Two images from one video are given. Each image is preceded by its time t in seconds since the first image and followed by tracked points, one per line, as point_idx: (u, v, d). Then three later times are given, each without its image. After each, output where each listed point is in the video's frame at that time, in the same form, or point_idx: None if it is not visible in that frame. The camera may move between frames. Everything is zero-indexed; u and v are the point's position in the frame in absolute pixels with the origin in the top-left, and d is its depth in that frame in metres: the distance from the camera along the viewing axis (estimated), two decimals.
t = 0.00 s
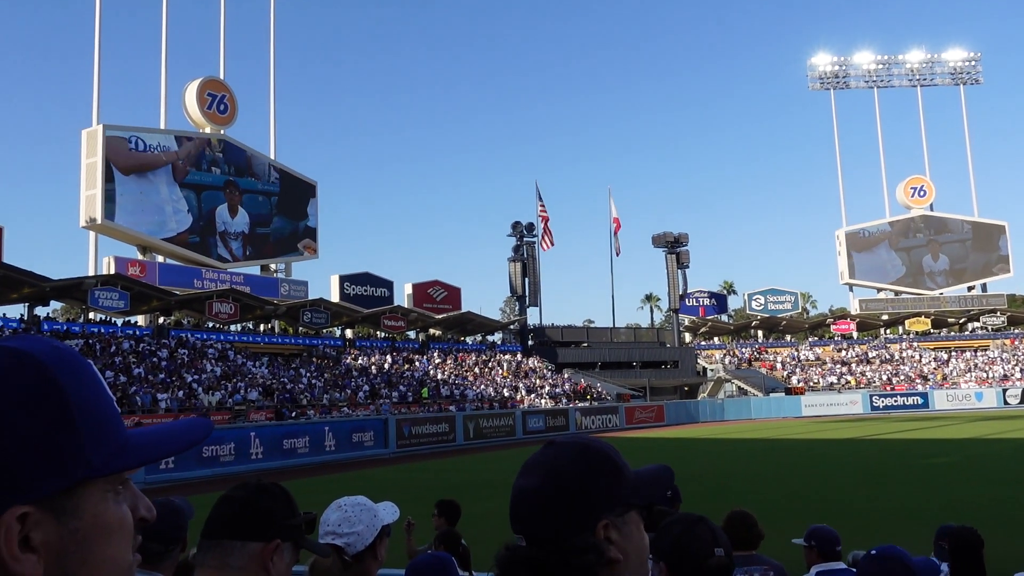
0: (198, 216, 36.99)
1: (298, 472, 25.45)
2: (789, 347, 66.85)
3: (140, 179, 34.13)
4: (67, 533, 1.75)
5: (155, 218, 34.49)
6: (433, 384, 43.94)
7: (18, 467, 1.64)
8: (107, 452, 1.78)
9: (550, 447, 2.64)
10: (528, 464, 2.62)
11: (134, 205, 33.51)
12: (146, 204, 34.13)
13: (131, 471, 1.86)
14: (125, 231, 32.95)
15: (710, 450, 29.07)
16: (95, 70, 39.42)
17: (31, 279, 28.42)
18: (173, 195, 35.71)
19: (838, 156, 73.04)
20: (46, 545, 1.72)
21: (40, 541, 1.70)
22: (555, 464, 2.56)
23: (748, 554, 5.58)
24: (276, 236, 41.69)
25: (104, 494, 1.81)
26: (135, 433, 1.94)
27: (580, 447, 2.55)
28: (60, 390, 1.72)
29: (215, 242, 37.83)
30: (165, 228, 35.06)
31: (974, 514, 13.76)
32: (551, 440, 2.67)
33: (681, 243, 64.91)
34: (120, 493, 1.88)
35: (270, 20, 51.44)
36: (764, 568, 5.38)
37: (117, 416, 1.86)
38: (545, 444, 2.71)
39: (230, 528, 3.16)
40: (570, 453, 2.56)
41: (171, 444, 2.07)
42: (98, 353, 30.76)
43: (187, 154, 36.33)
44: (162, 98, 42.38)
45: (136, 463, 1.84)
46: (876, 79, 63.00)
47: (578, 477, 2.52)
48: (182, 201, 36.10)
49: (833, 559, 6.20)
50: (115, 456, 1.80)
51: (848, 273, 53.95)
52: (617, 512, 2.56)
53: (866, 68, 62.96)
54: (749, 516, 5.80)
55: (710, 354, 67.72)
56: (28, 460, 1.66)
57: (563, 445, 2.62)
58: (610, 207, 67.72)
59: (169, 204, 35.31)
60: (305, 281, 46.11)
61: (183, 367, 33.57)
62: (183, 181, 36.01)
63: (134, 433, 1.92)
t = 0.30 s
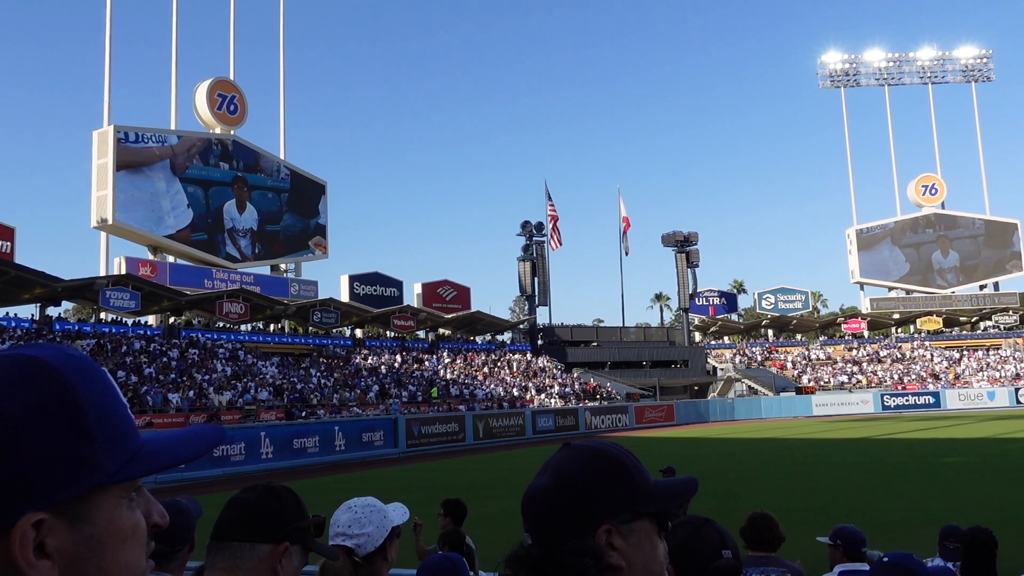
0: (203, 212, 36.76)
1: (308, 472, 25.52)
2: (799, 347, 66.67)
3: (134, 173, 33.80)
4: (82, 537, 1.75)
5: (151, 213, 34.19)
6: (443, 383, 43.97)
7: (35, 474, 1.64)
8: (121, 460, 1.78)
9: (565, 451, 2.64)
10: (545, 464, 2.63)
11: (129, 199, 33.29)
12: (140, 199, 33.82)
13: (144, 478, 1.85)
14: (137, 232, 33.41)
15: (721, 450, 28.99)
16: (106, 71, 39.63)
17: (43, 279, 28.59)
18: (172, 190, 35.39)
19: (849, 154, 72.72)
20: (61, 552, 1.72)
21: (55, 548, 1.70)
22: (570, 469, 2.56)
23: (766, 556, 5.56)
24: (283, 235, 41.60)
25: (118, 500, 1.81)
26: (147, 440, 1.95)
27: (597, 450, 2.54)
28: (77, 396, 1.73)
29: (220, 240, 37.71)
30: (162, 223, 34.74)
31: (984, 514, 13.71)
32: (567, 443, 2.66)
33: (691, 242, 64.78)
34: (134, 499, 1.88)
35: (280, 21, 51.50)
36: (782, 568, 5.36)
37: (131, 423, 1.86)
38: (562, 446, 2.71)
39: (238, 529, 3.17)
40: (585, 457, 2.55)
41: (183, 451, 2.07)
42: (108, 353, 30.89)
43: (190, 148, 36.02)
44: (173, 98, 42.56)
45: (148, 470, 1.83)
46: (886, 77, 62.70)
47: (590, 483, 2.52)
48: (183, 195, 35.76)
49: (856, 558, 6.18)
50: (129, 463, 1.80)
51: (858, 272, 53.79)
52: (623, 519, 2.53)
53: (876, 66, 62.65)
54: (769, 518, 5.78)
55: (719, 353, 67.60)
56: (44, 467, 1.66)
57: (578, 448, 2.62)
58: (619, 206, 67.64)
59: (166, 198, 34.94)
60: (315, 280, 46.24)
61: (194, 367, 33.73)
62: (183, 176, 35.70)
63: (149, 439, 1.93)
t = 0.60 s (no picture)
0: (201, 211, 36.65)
1: (315, 473, 25.54)
2: (806, 348, 66.47)
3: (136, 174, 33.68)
4: (97, 541, 1.76)
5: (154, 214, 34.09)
6: (449, 385, 43.95)
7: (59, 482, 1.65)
8: (134, 466, 1.79)
9: (570, 453, 2.63)
10: (551, 467, 2.63)
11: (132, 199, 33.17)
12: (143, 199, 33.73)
13: (154, 484, 1.87)
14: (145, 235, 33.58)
15: (730, 452, 28.94)
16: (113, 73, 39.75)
17: (51, 281, 28.69)
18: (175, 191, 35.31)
19: (856, 155, 72.48)
20: (77, 555, 1.72)
21: (71, 552, 1.72)
22: (576, 472, 2.55)
23: (775, 559, 5.55)
24: (284, 237, 41.40)
25: (130, 502, 1.82)
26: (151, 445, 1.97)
27: (603, 453, 2.53)
28: (93, 404, 1.73)
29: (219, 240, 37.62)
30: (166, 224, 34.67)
31: (994, 517, 13.64)
32: (572, 445, 2.66)
33: (698, 244, 64.65)
34: (143, 501, 1.88)
35: (287, 23, 51.56)
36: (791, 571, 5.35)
37: (134, 435, 1.85)
38: (567, 448, 2.71)
39: (246, 530, 3.18)
40: (593, 459, 2.54)
41: (190, 457, 2.08)
42: (115, 355, 30.96)
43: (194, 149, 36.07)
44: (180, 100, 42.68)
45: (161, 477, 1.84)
46: (894, 77, 62.47)
47: (596, 487, 2.51)
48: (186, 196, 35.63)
49: (865, 561, 6.17)
50: (144, 467, 1.82)
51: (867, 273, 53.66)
52: (631, 521, 2.54)
53: (884, 67, 62.47)
54: (780, 521, 5.77)
55: (727, 355, 67.46)
56: (68, 474, 1.67)
57: (582, 452, 2.61)
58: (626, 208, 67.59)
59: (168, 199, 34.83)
60: (322, 282, 46.30)
61: (202, 368, 33.80)
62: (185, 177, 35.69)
63: (161, 443, 1.93)
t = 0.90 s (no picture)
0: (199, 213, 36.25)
1: (322, 476, 25.61)
2: (814, 351, 66.30)
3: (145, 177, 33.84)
4: (128, 542, 1.77)
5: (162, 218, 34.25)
6: (456, 388, 43.97)
7: (102, 478, 1.65)
8: (152, 465, 1.80)
9: (577, 456, 2.63)
10: (558, 470, 2.62)
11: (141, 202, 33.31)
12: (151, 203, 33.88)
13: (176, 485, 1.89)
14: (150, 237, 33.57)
15: (736, 454, 28.86)
16: (122, 76, 39.96)
17: (60, 283, 28.79)
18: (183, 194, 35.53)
19: (865, 157, 72.26)
20: (112, 554, 1.74)
21: (108, 551, 1.72)
22: (582, 476, 2.55)
23: (777, 560, 5.55)
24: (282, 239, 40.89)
25: (151, 502, 1.83)
26: (160, 449, 1.96)
27: (608, 456, 2.54)
28: (122, 405, 1.73)
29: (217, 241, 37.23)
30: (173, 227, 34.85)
31: (1001, 520, 13.60)
32: (579, 449, 2.66)
33: (705, 246, 64.54)
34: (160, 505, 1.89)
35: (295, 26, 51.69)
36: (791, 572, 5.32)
37: (153, 439, 1.85)
38: (575, 451, 2.71)
39: (259, 531, 3.18)
40: (599, 463, 2.55)
41: (199, 459, 2.09)
42: (124, 357, 31.06)
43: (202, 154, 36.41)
44: (189, 103, 42.85)
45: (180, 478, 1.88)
46: (902, 79, 62.29)
47: (599, 493, 2.51)
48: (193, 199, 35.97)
49: (858, 567, 6.12)
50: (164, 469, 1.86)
51: (875, 276, 54.03)
52: (636, 523, 2.53)
53: (892, 69, 62.26)
54: (780, 522, 5.76)
55: (734, 357, 67.33)
56: (107, 473, 1.66)
57: (588, 455, 2.62)
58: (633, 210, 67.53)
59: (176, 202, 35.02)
60: (330, 284, 46.35)
61: (210, 370, 33.89)
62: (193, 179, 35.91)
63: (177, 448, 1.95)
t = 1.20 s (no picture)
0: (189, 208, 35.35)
1: (331, 476, 25.66)
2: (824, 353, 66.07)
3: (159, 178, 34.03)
4: (143, 539, 1.78)
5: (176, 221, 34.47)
6: (465, 389, 43.99)
7: (117, 475, 1.66)
8: (164, 466, 1.81)
9: (585, 460, 2.62)
10: (566, 473, 2.62)
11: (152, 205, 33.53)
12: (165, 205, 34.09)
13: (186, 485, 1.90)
14: (162, 239, 33.77)
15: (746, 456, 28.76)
16: (133, 79, 40.15)
17: (72, 284, 28.93)
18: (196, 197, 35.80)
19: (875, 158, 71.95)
20: (127, 552, 1.75)
21: (124, 549, 1.74)
22: (590, 478, 2.55)
23: (777, 560, 5.54)
24: (285, 239, 40.55)
25: (163, 503, 1.85)
26: (172, 447, 1.96)
27: (616, 458, 2.53)
28: (136, 405, 1.75)
29: (207, 237, 36.28)
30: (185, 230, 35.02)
31: (1013, 523, 13.51)
32: (587, 451, 2.65)
33: (714, 247, 64.38)
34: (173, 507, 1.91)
35: (304, 28, 51.77)
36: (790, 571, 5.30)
37: (164, 440, 1.86)
38: (583, 455, 2.71)
39: (273, 534, 3.20)
40: (606, 464, 2.54)
41: (210, 458, 2.11)
42: (135, 357, 31.19)
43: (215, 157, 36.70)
44: (199, 105, 43.03)
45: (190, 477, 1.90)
46: (912, 80, 62.00)
47: (605, 495, 2.51)
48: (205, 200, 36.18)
49: (848, 571, 6.11)
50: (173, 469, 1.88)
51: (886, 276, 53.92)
52: (644, 525, 2.54)
53: (903, 70, 61.90)
54: (773, 525, 5.78)
55: (744, 359, 67.16)
56: (122, 471, 1.67)
57: (596, 457, 2.61)
58: (642, 212, 67.41)
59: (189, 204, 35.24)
60: (339, 286, 46.45)
61: (220, 371, 34.03)
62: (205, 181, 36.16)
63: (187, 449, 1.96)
